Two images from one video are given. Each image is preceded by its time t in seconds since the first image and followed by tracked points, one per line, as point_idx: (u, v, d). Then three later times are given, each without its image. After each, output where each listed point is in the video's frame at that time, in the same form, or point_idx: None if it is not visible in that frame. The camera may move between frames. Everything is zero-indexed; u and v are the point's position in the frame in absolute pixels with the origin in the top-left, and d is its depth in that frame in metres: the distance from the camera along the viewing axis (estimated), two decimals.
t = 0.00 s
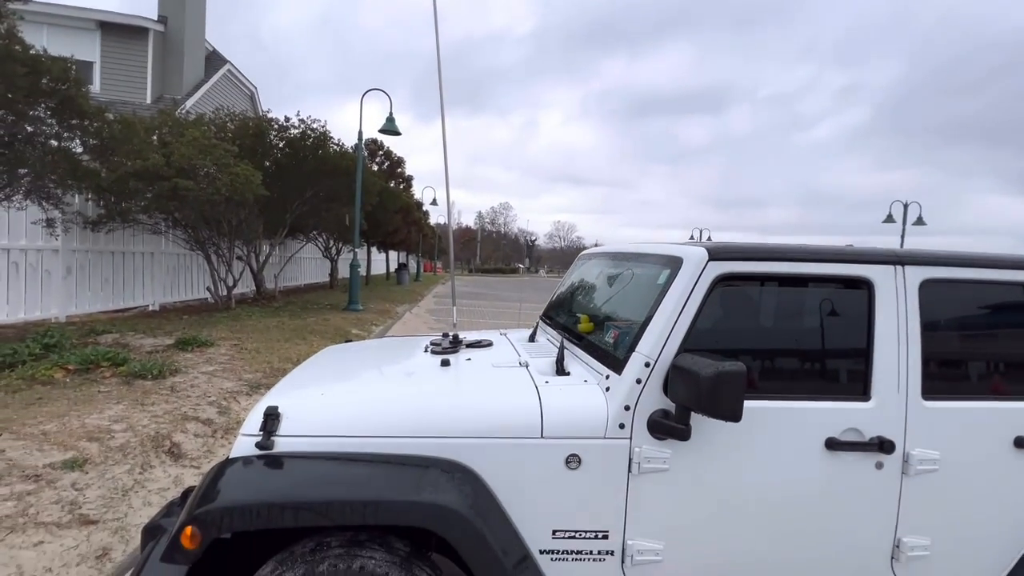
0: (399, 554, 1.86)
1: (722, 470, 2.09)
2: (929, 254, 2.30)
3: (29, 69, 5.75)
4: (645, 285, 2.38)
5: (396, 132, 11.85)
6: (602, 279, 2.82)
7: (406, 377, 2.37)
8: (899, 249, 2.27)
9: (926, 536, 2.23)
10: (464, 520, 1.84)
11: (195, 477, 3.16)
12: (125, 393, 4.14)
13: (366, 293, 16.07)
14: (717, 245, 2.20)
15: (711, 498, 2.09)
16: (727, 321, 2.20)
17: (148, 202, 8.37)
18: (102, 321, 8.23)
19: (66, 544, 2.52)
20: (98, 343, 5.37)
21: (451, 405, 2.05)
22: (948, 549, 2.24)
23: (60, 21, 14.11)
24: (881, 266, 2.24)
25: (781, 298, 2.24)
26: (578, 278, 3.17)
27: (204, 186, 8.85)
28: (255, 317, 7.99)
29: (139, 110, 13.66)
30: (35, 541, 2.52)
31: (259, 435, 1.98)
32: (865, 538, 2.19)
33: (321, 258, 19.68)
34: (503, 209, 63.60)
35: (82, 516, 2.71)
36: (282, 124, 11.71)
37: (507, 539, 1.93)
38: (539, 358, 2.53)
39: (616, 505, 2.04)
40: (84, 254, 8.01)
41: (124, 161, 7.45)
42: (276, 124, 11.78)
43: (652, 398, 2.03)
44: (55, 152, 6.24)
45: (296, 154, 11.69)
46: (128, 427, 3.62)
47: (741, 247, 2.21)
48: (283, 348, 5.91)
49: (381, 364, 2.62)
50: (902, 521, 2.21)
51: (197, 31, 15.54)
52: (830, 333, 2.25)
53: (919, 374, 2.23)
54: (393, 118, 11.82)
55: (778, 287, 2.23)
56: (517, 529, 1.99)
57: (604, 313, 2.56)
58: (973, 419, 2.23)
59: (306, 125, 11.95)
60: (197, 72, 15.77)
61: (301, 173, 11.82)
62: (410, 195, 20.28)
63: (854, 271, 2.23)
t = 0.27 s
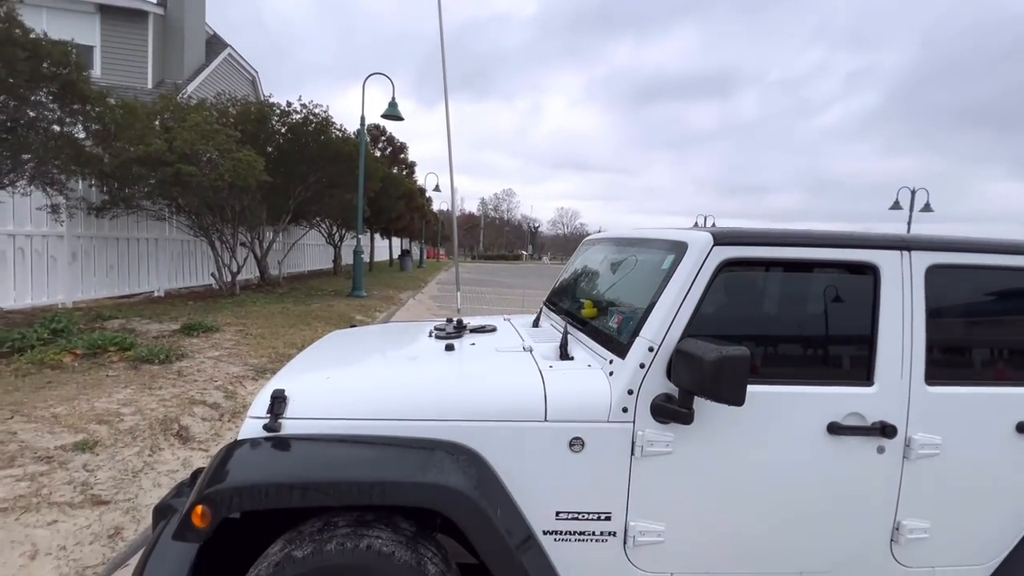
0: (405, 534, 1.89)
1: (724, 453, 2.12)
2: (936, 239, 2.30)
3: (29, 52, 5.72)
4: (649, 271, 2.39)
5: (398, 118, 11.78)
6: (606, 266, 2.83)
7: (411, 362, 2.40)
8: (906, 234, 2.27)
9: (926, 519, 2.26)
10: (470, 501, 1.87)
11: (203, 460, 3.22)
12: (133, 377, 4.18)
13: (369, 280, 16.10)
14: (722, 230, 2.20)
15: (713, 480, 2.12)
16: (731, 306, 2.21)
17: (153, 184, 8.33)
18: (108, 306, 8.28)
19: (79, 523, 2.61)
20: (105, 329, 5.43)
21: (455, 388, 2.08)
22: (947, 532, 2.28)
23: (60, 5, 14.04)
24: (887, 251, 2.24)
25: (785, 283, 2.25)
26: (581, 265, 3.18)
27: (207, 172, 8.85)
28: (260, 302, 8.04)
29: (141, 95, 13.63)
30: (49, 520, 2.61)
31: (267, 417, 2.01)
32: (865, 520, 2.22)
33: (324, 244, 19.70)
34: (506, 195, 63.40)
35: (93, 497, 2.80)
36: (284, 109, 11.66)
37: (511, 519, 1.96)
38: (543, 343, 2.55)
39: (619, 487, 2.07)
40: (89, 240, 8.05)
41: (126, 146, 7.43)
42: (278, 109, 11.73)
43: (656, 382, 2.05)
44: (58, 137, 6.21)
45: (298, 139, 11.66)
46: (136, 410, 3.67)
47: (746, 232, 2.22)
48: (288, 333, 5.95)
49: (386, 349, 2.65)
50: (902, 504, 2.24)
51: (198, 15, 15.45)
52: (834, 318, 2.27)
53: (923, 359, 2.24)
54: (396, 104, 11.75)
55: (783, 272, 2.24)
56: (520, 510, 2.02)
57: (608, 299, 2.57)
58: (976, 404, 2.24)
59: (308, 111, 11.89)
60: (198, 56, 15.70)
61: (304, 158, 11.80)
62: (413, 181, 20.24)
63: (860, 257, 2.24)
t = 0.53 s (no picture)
0: (411, 517, 1.92)
1: (727, 438, 2.14)
2: (942, 226, 2.30)
3: (28, 39, 5.68)
4: (654, 258, 2.40)
5: (400, 105, 11.72)
6: (609, 254, 2.84)
7: (415, 349, 2.42)
8: (912, 222, 2.27)
9: (927, 504, 2.28)
10: (474, 485, 1.90)
11: (210, 446, 3.28)
12: (139, 364, 4.22)
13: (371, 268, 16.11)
14: (727, 216, 2.21)
15: (715, 465, 2.14)
16: (735, 292, 2.22)
17: (155, 172, 8.32)
18: (112, 295, 8.32)
19: (89, 507, 2.69)
20: (110, 316, 5.46)
21: (459, 375, 2.10)
22: (947, 517, 2.30)
23: None
24: (893, 238, 2.24)
25: (790, 269, 2.26)
26: (584, 254, 3.18)
27: (209, 160, 8.84)
28: (263, 291, 8.06)
29: (141, 83, 13.57)
30: (61, 503, 2.69)
31: (273, 403, 2.04)
32: (866, 505, 2.24)
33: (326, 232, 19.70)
34: (508, 183, 63.19)
35: (103, 482, 2.87)
36: (285, 96, 11.60)
37: (515, 504, 1.99)
38: (546, 330, 2.56)
39: (622, 472, 2.09)
40: (92, 228, 8.06)
41: (127, 134, 7.40)
42: (279, 96, 11.66)
43: (659, 369, 2.07)
44: (59, 125, 6.17)
45: (300, 127, 11.61)
46: (144, 396, 3.71)
47: (751, 218, 2.22)
48: (291, 321, 5.98)
49: (391, 336, 2.67)
50: (903, 489, 2.26)
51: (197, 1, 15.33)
52: (837, 306, 2.28)
53: (926, 345, 2.25)
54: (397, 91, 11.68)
55: (787, 260, 2.25)
56: (524, 494, 2.05)
57: (611, 287, 2.59)
58: (979, 391, 2.26)
59: (309, 98, 11.83)
60: (198, 43, 15.61)
61: (305, 146, 11.76)
62: (415, 169, 20.19)
63: (865, 244, 2.24)
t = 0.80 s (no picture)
0: (414, 502, 1.95)
1: (728, 424, 2.15)
2: (946, 213, 2.30)
3: (27, 27, 5.62)
4: (655, 246, 2.41)
5: (400, 93, 11.65)
6: (610, 243, 2.84)
7: (418, 336, 2.43)
8: (916, 209, 2.27)
9: (925, 490, 2.30)
10: (477, 470, 1.92)
11: (215, 433, 3.32)
12: (144, 353, 4.25)
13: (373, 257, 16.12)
14: (729, 204, 2.21)
15: (715, 451, 2.16)
16: (736, 280, 2.23)
17: (156, 162, 8.30)
18: (115, 285, 8.35)
19: (97, 493, 2.75)
20: (113, 306, 5.49)
21: (461, 362, 2.12)
22: (945, 502, 2.32)
23: None
24: (896, 225, 2.24)
25: (792, 257, 2.26)
26: (586, 243, 3.19)
27: (210, 150, 8.80)
28: (265, 280, 8.07)
29: (140, 72, 13.50)
30: (69, 489, 2.74)
31: (276, 390, 2.06)
32: (865, 490, 2.26)
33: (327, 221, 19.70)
34: (510, 172, 62.99)
35: (110, 468, 2.92)
36: (286, 85, 11.53)
37: (518, 489, 2.01)
38: (548, 318, 2.58)
39: (623, 458, 2.11)
40: (94, 218, 8.07)
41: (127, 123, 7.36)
42: (279, 84, 11.60)
43: (660, 356, 2.08)
44: (59, 114, 6.14)
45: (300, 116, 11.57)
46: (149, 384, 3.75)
47: (753, 206, 2.22)
48: (294, 311, 6.01)
49: (393, 324, 2.68)
50: (902, 475, 2.28)
51: None
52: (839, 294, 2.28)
53: (927, 332, 2.26)
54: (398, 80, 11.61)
55: (789, 247, 2.25)
56: (526, 479, 2.07)
57: (612, 275, 2.60)
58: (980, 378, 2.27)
59: (309, 87, 11.76)
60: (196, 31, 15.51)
61: (306, 135, 11.72)
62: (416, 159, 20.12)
63: (868, 231, 2.24)
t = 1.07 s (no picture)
0: (415, 488, 1.98)
1: (726, 411, 2.17)
2: (946, 201, 2.30)
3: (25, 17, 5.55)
4: (655, 234, 2.42)
5: (400, 83, 11.58)
6: (611, 232, 2.85)
7: (418, 325, 2.45)
8: (917, 196, 2.27)
9: (921, 476, 2.32)
10: (478, 456, 1.94)
11: (219, 422, 3.36)
12: (147, 343, 4.28)
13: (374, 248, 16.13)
14: (729, 192, 2.22)
15: (713, 437, 2.19)
16: (735, 267, 2.24)
17: (157, 153, 8.26)
18: (117, 276, 8.38)
19: (103, 480, 2.79)
20: (116, 297, 5.52)
21: (462, 350, 2.13)
22: (941, 488, 2.34)
23: None
24: (896, 212, 2.25)
25: (791, 244, 2.27)
26: (586, 232, 3.20)
27: (209, 140, 8.76)
28: (266, 271, 8.08)
29: (138, 62, 13.45)
30: (75, 477, 2.78)
31: (279, 377, 2.08)
32: (861, 476, 2.29)
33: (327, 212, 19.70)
34: (511, 162, 62.78)
35: (116, 456, 2.96)
36: (285, 75, 11.47)
37: (518, 475, 2.04)
38: (547, 307, 2.59)
39: (622, 444, 2.13)
40: (95, 210, 8.09)
41: (127, 114, 7.31)
42: (278, 74, 11.52)
43: (660, 343, 2.10)
44: (58, 105, 6.10)
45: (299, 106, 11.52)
46: (152, 374, 3.78)
47: (753, 193, 2.23)
48: (296, 301, 6.03)
49: (394, 314, 2.69)
50: (898, 462, 2.30)
51: None
52: (839, 282, 2.29)
53: (927, 319, 2.27)
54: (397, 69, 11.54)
55: (788, 235, 2.26)
56: (526, 466, 2.10)
57: (612, 264, 2.61)
58: (979, 365, 2.28)
59: (308, 76, 11.69)
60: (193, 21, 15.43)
61: (305, 126, 11.68)
62: (416, 149, 20.06)
63: (868, 218, 2.25)
